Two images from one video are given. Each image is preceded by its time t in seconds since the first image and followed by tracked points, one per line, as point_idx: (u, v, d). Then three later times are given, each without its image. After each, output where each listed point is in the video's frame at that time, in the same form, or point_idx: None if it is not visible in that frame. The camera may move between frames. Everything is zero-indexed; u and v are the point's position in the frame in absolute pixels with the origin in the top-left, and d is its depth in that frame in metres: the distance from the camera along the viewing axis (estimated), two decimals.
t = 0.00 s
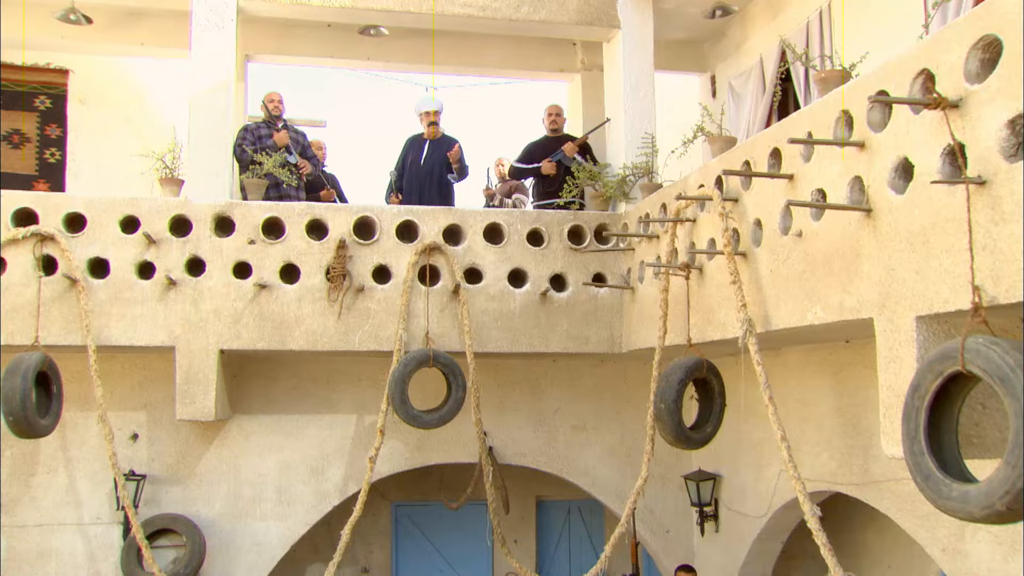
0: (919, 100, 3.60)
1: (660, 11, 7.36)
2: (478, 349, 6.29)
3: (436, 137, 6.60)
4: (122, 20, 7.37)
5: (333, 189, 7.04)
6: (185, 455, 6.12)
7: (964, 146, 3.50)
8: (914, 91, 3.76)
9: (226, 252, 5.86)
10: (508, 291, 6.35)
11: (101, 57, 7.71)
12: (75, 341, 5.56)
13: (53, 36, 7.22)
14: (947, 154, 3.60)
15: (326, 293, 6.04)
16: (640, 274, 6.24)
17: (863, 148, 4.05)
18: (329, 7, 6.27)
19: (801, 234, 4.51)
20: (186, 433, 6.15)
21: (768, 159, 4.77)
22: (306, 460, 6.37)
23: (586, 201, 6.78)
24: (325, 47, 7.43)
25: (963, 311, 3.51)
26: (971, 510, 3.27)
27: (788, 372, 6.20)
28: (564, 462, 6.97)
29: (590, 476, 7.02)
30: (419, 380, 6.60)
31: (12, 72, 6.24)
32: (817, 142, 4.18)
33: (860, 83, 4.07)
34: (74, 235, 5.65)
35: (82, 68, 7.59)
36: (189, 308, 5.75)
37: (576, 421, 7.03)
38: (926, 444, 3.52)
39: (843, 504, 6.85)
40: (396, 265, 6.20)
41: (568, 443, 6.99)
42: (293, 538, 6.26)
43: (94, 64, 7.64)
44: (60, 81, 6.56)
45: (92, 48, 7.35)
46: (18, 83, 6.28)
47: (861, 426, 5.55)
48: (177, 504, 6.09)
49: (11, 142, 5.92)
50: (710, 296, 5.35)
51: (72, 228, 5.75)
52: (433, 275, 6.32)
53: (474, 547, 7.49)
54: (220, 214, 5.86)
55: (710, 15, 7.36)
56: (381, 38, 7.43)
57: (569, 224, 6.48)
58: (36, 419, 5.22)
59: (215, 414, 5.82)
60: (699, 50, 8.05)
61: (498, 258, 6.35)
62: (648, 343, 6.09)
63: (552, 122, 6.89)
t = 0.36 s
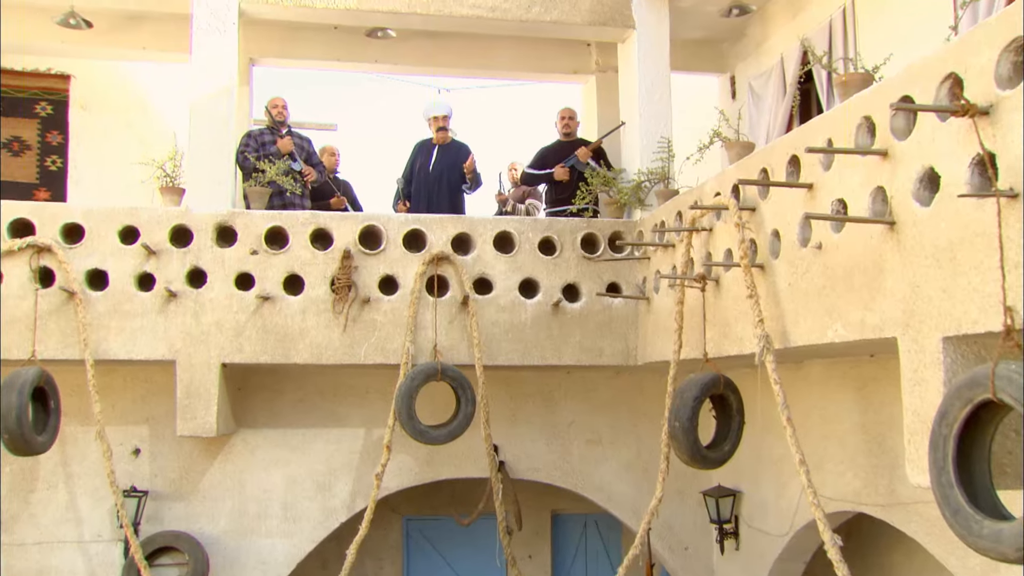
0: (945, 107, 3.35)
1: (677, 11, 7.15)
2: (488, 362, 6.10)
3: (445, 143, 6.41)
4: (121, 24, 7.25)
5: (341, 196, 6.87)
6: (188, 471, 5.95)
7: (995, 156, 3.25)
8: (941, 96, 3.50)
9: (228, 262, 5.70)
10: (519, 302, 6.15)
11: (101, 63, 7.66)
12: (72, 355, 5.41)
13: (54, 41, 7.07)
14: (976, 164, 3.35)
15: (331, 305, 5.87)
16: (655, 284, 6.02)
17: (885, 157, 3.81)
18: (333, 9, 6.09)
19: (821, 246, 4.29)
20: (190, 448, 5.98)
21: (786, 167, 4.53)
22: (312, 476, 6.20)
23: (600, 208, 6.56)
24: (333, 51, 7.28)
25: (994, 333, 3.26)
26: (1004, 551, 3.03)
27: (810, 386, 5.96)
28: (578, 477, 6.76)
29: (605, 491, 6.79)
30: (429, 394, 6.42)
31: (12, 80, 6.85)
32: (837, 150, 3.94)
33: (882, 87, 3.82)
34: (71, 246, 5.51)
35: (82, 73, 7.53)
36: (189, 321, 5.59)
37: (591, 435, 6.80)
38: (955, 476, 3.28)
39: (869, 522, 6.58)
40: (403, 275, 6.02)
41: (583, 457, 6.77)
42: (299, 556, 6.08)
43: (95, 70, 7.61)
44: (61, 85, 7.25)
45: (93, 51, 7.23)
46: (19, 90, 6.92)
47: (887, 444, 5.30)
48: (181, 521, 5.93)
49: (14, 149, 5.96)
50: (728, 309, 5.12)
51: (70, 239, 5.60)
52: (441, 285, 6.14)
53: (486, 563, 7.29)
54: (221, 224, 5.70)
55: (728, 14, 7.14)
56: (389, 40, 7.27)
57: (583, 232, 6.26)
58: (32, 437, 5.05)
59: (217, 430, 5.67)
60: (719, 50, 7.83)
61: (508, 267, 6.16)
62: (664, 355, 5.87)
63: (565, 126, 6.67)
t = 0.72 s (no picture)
0: (974, 115, 3.10)
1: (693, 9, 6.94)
2: (498, 376, 5.90)
3: (453, 148, 6.21)
4: (123, 27, 7.08)
5: (351, 202, 6.70)
6: (191, 487, 5.79)
7: None
8: (970, 102, 3.25)
9: (229, 273, 5.54)
10: (531, 313, 5.94)
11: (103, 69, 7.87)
12: (69, 370, 5.28)
13: (53, 45, 6.93)
14: (1008, 175, 3.10)
15: (335, 317, 5.69)
16: (671, 294, 5.78)
17: (910, 166, 3.57)
18: (337, 10, 5.91)
19: (842, 259, 4.06)
20: (192, 463, 5.82)
21: (805, 175, 4.29)
22: (318, 491, 6.01)
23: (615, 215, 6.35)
24: (339, 53, 7.12)
25: None
26: None
27: (833, 401, 5.70)
28: (593, 493, 6.53)
29: (622, 508, 6.56)
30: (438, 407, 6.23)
31: (12, 85, 7.18)
32: (858, 158, 3.70)
33: (907, 91, 3.57)
34: (69, 257, 5.37)
35: (83, 78, 7.76)
36: (189, 334, 5.43)
37: (606, 448, 6.58)
38: (987, 512, 3.04)
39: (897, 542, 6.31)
40: (410, 285, 5.83)
41: (598, 472, 6.55)
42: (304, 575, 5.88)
43: (97, 76, 7.83)
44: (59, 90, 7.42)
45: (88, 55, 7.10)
46: (19, 95, 7.24)
47: (914, 464, 5.03)
48: (183, 538, 5.77)
49: (12, 157, 7.00)
50: (746, 323, 4.89)
51: (68, 249, 5.46)
52: (450, 296, 5.95)
53: None
54: (222, 234, 5.54)
55: (746, 12, 6.92)
56: (397, 42, 7.11)
57: (596, 239, 6.04)
58: (28, 454, 4.86)
59: (218, 445, 5.47)
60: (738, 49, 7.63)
61: (519, 277, 5.95)
62: (681, 369, 5.63)
63: (578, 130, 6.45)
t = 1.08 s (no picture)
0: (1004, 122, 2.87)
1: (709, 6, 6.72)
2: (506, 389, 5.70)
3: (458, 152, 6.03)
4: (123, 30, 6.99)
5: (359, 208, 6.53)
6: (192, 503, 5.63)
7: None
8: (999, 109, 3.00)
9: (228, 284, 5.37)
10: (540, 324, 5.74)
11: (107, 71, 7.65)
12: (64, 384, 5.14)
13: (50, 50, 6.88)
14: None
15: (337, 329, 5.51)
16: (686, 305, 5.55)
17: (935, 176, 3.33)
18: (339, 12, 5.74)
19: (863, 273, 3.84)
20: (193, 479, 5.66)
21: (824, 183, 4.06)
22: (323, 507, 5.84)
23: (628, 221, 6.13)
24: (343, 55, 6.97)
25: None
26: None
27: (856, 416, 5.45)
28: (607, 510, 6.32)
29: (636, 525, 6.33)
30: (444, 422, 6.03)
31: (10, 92, 7.08)
32: (879, 168, 3.46)
33: (932, 96, 3.33)
34: (63, 268, 5.23)
35: (85, 82, 7.52)
36: (187, 347, 5.27)
37: (620, 463, 6.35)
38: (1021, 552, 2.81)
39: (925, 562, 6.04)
40: (415, 296, 5.64)
41: (612, 488, 6.33)
42: None
43: (99, 79, 7.58)
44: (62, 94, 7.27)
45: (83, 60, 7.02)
46: (16, 101, 7.08)
47: (941, 486, 4.77)
48: (184, 556, 5.62)
49: (10, 164, 6.71)
50: (764, 337, 4.66)
51: (62, 260, 5.31)
52: (457, 307, 5.76)
53: None
54: (221, 243, 5.38)
55: (763, 11, 6.68)
56: (403, 44, 6.95)
57: (608, 248, 5.83)
58: (20, 472, 4.65)
59: (217, 462, 5.29)
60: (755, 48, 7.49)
61: (528, 287, 5.75)
62: (696, 383, 5.41)
63: (589, 133, 6.23)
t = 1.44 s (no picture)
0: None
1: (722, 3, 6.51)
2: (512, 403, 5.51)
3: (457, 156, 5.88)
4: (118, 32, 6.85)
5: (363, 215, 6.37)
6: (189, 520, 5.48)
7: None
8: None
9: (224, 295, 5.21)
10: (547, 335, 5.54)
11: (102, 75, 7.41)
12: (55, 399, 5.00)
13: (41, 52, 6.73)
14: None
15: (338, 341, 5.34)
16: (699, 315, 5.33)
17: (959, 187, 3.10)
18: (339, 12, 5.58)
19: (882, 288, 3.62)
20: (190, 495, 5.50)
21: (841, 192, 3.83)
22: (324, 524, 5.67)
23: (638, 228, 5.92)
24: (344, 57, 6.84)
25: None
26: None
27: (877, 432, 5.21)
28: (618, 526, 6.11)
29: (649, 542, 6.12)
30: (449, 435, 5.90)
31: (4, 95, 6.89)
32: (899, 178, 3.23)
33: (955, 100, 3.09)
34: (54, 278, 5.09)
35: (79, 85, 7.30)
36: (182, 360, 5.11)
37: (632, 477, 6.15)
38: None
39: None
40: (418, 307, 5.45)
41: (623, 504, 6.12)
42: None
43: (93, 82, 7.36)
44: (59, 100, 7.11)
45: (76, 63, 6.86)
46: (11, 105, 6.93)
47: (967, 508, 4.52)
48: (182, 574, 5.47)
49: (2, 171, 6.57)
50: (779, 351, 4.43)
51: (54, 271, 5.17)
52: (461, 317, 5.57)
53: None
54: (217, 253, 5.22)
55: (778, 8, 6.45)
56: (406, 44, 6.80)
57: (618, 256, 5.62)
58: (9, 491, 4.51)
59: (212, 479, 5.13)
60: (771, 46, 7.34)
61: (535, 297, 5.56)
62: (709, 397, 5.19)
63: (598, 137, 6.02)
